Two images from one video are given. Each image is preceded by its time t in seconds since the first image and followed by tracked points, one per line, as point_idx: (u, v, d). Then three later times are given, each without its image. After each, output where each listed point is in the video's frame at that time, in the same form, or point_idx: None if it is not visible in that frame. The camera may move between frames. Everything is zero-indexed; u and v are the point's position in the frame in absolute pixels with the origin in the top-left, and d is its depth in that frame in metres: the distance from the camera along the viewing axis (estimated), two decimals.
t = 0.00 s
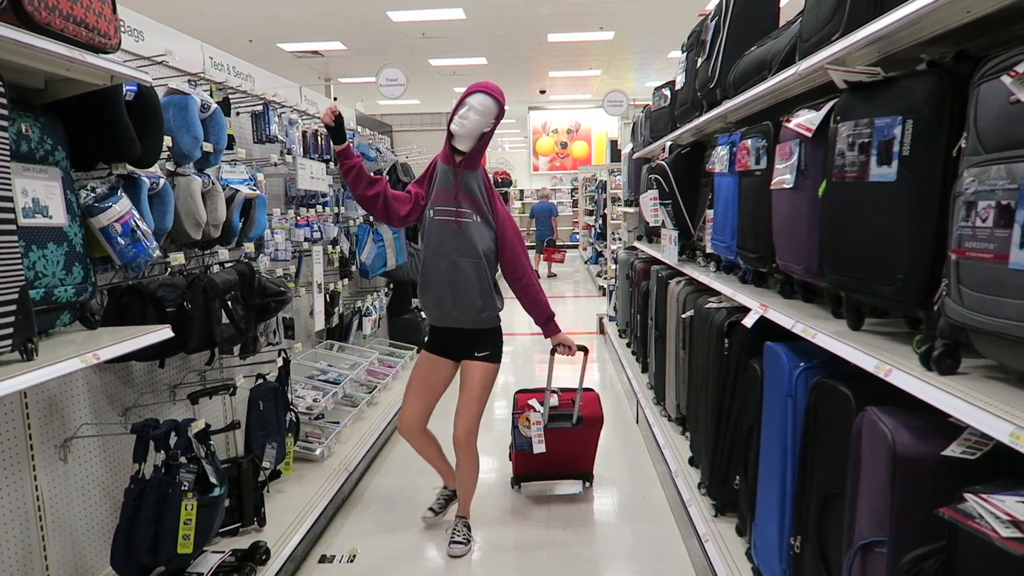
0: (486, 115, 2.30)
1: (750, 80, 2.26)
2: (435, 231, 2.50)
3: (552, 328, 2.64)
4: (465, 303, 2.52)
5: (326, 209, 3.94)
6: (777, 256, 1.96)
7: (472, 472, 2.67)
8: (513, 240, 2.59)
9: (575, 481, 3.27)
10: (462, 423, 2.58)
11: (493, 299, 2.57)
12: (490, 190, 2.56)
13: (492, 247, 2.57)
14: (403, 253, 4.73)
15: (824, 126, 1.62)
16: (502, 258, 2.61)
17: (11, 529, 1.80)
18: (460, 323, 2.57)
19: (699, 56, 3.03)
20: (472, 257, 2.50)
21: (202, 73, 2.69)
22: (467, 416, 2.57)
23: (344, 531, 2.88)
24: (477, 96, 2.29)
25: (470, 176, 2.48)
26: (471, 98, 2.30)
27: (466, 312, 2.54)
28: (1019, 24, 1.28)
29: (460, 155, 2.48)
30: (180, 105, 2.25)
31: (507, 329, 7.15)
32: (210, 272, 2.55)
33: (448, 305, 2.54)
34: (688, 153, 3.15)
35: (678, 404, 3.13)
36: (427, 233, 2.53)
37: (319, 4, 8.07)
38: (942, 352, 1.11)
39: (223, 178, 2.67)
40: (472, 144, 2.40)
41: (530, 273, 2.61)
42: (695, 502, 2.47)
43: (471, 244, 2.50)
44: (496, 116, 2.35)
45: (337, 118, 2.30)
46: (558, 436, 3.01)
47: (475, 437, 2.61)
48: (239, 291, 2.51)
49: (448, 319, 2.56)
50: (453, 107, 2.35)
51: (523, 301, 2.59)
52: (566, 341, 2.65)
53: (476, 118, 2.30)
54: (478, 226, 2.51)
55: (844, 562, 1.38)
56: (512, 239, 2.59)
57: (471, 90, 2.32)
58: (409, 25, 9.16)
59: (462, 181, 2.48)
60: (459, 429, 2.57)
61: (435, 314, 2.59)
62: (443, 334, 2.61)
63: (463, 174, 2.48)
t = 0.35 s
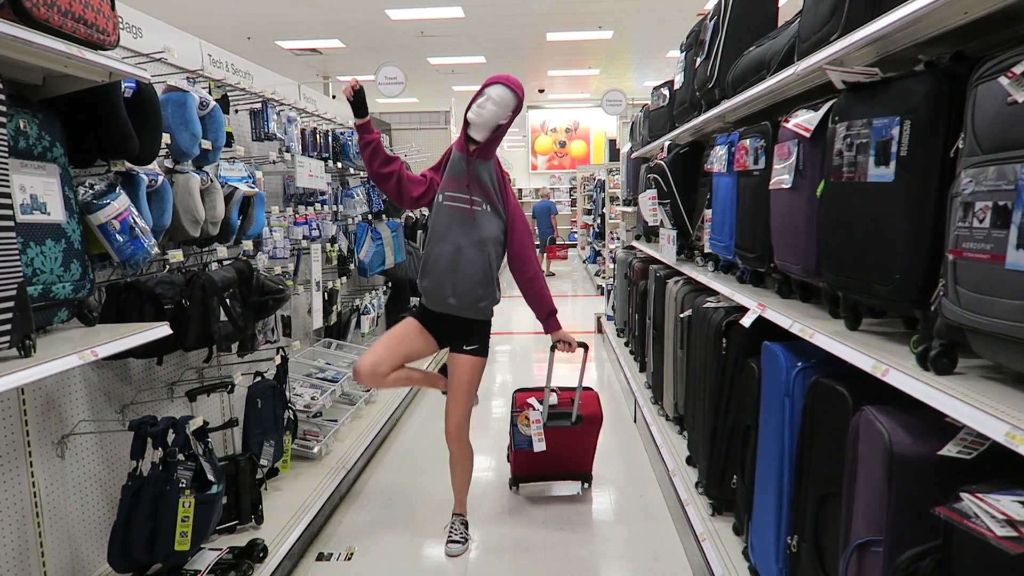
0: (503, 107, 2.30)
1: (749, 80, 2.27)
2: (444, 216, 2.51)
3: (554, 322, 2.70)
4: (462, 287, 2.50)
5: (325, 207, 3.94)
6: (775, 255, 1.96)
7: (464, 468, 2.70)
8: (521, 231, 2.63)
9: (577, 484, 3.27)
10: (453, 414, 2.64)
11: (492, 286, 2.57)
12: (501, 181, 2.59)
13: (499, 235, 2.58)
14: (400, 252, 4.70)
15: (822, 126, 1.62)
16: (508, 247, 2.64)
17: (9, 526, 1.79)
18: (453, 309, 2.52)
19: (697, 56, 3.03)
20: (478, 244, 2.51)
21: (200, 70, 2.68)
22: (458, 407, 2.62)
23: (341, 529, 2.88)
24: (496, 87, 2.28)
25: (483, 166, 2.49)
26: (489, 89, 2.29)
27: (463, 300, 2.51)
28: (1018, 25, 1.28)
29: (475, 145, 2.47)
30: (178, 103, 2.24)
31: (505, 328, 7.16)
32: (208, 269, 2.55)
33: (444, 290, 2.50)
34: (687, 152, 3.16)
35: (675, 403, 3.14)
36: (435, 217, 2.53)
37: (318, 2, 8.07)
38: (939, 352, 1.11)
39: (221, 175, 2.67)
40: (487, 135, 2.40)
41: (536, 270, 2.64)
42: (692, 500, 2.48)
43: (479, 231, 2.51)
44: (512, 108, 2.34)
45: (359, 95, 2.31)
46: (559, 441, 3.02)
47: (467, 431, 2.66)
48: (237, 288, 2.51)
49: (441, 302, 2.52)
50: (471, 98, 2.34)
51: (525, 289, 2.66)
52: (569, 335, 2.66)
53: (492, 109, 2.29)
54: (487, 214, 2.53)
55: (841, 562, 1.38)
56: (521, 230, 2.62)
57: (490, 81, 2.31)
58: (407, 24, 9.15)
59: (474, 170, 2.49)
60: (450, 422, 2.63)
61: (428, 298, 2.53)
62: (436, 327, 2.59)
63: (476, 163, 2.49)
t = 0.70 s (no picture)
0: (501, 107, 2.34)
1: (752, 80, 2.26)
2: (452, 216, 2.55)
3: (572, 309, 2.71)
4: (473, 280, 2.53)
5: (328, 207, 3.95)
6: (778, 256, 1.96)
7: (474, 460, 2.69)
8: (533, 223, 2.64)
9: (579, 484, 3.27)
10: (465, 404, 2.66)
11: (506, 279, 2.61)
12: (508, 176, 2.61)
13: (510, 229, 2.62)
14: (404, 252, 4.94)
15: (825, 127, 1.62)
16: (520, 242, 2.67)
17: (12, 525, 1.80)
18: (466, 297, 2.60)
19: (700, 57, 3.03)
20: (488, 239, 2.54)
21: (203, 71, 2.69)
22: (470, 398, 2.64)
23: (343, 529, 2.88)
24: (493, 88, 2.32)
25: (485, 164, 2.51)
26: (485, 90, 2.33)
27: (481, 292, 2.57)
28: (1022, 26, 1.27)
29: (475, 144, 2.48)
30: (182, 104, 2.25)
31: (507, 328, 7.16)
32: (212, 269, 2.55)
33: (459, 283, 2.55)
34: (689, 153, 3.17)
35: (678, 404, 3.13)
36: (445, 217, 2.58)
37: (321, 3, 8.08)
38: (942, 353, 1.11)
39: (225, 176, 2.67)
40: (489, 134, 2.42)
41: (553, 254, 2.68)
42: (695, 501, 2.47)
43: (489, 228, 2.55)
44: (511, 108, 2.38)
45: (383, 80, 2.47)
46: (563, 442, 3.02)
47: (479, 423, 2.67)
48: (241, 288, 2.51)
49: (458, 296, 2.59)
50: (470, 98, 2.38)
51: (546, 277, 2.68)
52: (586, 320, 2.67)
53: (490, 109, 2.33)
54: (496, 211, 2.55)
55: (843, 563, 1.38)
56: (531, 222, 2.64)
57: (488, 82, 2.35)
58: (410, 24, 9.16)
59: (479, 170, 2.51)
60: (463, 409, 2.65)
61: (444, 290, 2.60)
62: (444, 315, 2.63)
63: (480, 162, 2.51)
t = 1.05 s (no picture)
0: (477, 148, 2.48)
1: (753, 79, 2.26)
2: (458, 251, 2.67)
3: (588, 319, 2.69)
4: (484, 309, 2.64)
5: (329, 209, 3.95)
6: (780, 255, 1.96)
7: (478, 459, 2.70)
8: (536, 251, 2.74)
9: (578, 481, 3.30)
10: (475, 418, 2.67)
11: (514, 306, 2.73)
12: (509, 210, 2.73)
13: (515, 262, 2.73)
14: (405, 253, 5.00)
15: (826, 125, 1.62)
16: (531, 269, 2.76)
17: (17, 528, 1.80)
18: (478, 324, 2.71)
19: (700, 56, 3.03)
20: (494, 269, 2.65)
21: (204, 74, 2.69)
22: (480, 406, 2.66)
23: (347, 530, 2.88)
24: (465, 135, 2.47)
25: (486, 201, 2.64)
26: (460, 139, 2.49)
27: (494, 320, 2.69)
28: None
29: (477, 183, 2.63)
30: (184, 107, 2.26)
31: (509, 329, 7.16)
32: (214, 272, 2.55)
33: (471, 312, 2.66)
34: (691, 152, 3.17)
35: (681, 403, 3.13)
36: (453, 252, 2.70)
37: (321, 4, 8.09)
38: (945, 351, 1.10)
39: (227, 178, 2.68)
40: (480, 176, 2.56)
41: (562, 278, 2.75)
42: (699, 501, 2.47)
43: (496, 259, 2.66)
44: (489, 147, 2.51)
45: (393, 122, 2.49)
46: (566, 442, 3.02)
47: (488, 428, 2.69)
48: (242, 290, 2.52)
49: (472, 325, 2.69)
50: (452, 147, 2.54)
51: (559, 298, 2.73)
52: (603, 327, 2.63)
53: (470, 157, 2.49)
54: (500, 244, 2.68)
55: (848, 562, 1.38)
56: (534, 250, 2.74)
57: (462, 130, 2.51)
58: (411, 25, 9.17)
59: (478, 207, 2.65)
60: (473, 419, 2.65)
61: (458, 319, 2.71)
62: (455, 334, 2.72)
63: (480, 200, 2.65)
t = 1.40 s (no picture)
0: (490, 149, 2.49)
1: (753, 79, 2.26)
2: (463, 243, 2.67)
3: (590, 314, 2.71)
4: (486, 302, 2.67)
5: (330, 210, 3.95)
6: (781, 254, 1.96)
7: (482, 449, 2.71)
8: (540, 245, 2.74)
9: (574, 477, 3.33)
10: (479, 412, 2.69)
11: (519, 298, 2.74)
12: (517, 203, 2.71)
13: (519, 254, 2.72)
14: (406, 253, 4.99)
15: (827, 125, 1.62)
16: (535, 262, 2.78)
17: (17, 529, 1.80)
18: (482, 316, 2.72)
19: (700, 56, 3.03)
20: (497, 262, 2.65)
21: (205, 74, 2.69)
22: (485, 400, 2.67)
23: (348, 531, 2.88)
24: (481, 136, 2.47)
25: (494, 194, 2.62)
26: (475, 137, 2.48)
27: (498, 313, 2.70)
28: None
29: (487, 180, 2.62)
30: (184, 107, 2.26)
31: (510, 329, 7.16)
32: (215, 272, 2.55)
33: (474, 304, 2.69)
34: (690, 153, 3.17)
35: (682, 404, 3.13)
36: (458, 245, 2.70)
37: (321, 5, 8.09)
38: (945, 351, 1.10)
39: (227, 179, 2.68)
40: (492, 173, 2.56)
41: (565, 273, 2.76)
42: (699, 501, 2.47)
43: (500, 252, 2.66)
44: (503, 147, 2.52)
45: (407, 118, 2.51)
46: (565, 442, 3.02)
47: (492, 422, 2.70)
48: (243, 291, 2.52)
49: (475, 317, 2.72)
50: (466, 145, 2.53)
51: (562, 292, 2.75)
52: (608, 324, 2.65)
53: (485, 157, 2.49)
54: (506, 237, 2.66)
55: (848, 562, 1.38)
56: (539, 245, 2.74)
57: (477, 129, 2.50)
58: (411, 26, 9.17)
59: (488, 202, 2.64)
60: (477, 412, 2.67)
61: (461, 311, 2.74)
62: (457, 331, 2.73)
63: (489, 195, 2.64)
